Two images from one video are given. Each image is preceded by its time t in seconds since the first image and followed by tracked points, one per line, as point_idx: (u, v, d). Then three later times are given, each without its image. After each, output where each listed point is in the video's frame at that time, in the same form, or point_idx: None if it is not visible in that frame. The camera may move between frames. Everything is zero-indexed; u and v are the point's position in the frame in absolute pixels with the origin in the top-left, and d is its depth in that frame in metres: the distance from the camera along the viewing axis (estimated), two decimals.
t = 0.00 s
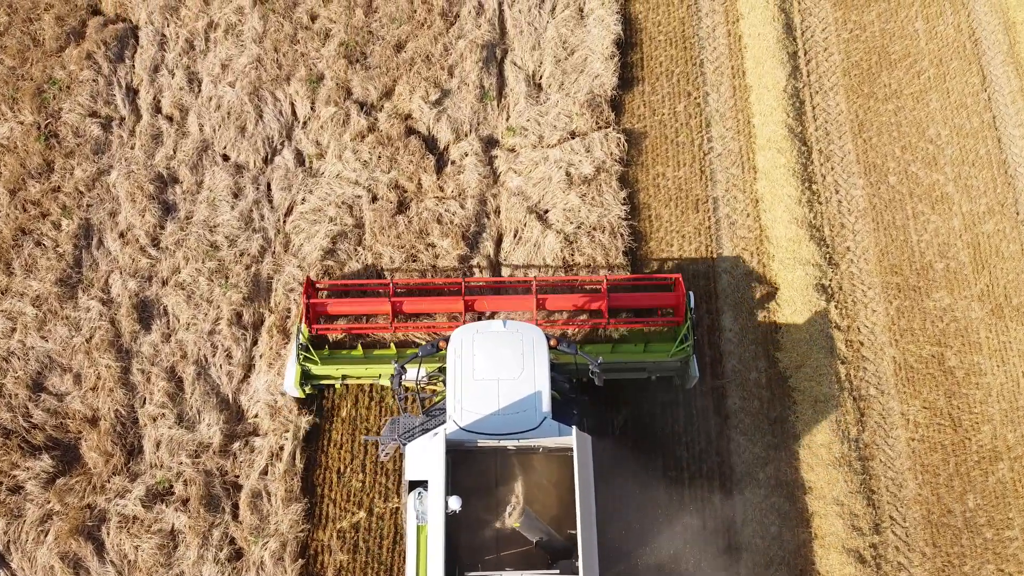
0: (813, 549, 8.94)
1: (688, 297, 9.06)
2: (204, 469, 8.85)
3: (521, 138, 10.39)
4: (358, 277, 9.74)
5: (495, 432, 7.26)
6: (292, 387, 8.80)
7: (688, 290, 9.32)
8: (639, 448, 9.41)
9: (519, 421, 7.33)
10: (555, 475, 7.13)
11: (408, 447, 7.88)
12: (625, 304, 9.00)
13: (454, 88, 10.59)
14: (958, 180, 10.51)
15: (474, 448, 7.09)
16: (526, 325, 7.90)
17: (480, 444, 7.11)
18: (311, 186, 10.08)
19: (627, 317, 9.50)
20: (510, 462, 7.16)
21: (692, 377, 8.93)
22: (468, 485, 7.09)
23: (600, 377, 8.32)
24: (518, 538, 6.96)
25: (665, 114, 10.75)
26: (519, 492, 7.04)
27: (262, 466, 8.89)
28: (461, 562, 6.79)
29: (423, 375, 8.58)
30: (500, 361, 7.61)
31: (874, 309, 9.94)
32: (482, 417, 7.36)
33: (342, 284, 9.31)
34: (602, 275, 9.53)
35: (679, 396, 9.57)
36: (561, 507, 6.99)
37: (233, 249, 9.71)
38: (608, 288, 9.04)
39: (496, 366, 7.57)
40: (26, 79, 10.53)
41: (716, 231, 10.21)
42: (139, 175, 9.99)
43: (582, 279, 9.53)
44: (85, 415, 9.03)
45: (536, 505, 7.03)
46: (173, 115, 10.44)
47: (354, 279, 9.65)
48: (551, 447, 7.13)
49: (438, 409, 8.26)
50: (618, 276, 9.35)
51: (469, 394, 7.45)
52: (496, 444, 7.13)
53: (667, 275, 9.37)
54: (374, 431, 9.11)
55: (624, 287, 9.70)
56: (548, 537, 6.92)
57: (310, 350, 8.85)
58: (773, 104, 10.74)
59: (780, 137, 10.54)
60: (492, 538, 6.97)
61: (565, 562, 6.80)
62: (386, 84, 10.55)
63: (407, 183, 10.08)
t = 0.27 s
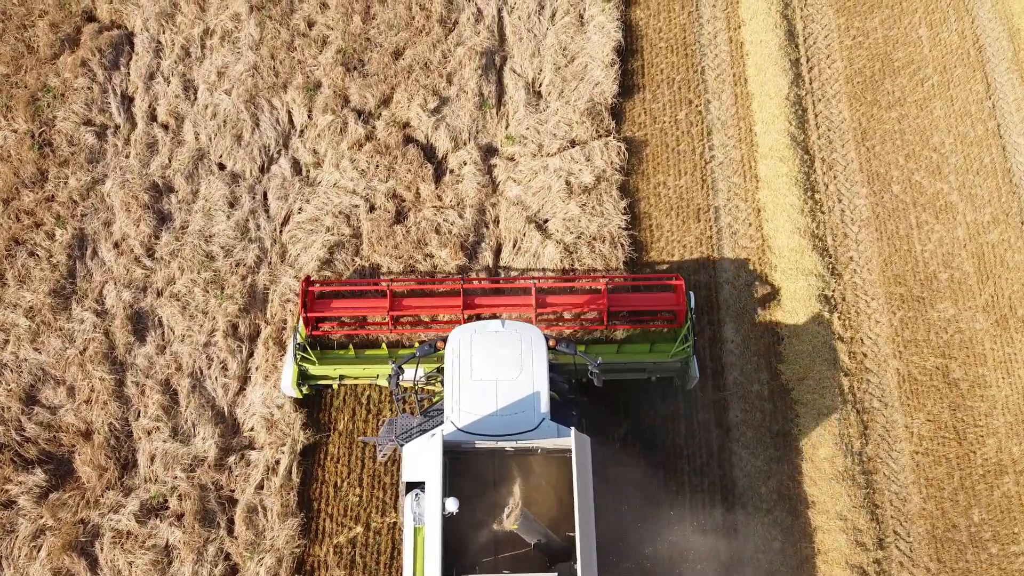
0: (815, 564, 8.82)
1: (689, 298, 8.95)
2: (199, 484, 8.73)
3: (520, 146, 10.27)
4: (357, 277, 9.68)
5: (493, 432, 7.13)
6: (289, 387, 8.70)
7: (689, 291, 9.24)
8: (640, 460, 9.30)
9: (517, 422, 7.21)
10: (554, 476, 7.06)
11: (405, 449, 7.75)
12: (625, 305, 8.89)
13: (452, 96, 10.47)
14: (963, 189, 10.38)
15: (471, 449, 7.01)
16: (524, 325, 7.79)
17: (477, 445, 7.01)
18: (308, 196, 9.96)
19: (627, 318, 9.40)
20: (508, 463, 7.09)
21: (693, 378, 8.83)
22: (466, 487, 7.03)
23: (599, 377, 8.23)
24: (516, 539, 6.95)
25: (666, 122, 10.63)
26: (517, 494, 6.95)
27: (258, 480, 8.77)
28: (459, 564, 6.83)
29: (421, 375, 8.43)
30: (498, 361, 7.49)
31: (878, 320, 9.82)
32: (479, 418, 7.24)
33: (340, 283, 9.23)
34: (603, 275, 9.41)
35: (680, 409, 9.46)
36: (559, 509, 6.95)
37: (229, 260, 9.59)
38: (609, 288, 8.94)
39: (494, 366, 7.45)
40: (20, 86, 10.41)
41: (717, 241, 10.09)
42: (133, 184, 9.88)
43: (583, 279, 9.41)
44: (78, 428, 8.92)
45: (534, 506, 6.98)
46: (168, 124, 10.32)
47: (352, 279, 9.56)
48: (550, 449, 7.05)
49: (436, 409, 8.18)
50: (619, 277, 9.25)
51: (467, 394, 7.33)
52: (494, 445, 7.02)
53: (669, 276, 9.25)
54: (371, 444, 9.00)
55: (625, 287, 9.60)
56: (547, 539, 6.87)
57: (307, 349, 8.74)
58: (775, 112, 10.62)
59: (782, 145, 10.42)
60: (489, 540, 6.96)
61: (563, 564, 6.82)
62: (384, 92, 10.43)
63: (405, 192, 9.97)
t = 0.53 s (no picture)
0: None
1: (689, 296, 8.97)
2: (194, 498, 8.61)
3: (519, 155, 10.15)
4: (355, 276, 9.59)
5: (490, 433, 7.02)
6: (286, 387, 8.66)
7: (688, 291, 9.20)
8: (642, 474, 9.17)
9: (515, 423, 7.11)
10: (552, 477, 6.98)
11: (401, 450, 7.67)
12: (625, 303, 8.89)
13: (451, 103, 10.35)
14: (967, 198, 10.26)
15: (468, 449, 6.97)
16: (522, 324, 7.67)
17: (475, 445, 6.98)
18: (305, 205, 9.84)
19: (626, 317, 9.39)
20: (506, 464, 7.04)
21: (692, 378, 8.80)
22: (463, 488, 6.95)
23: (599, 377, 8.09)
24: (514, 541, 6.79)
25: (667, 130, 10.51)
26: (515, 495, 6.85)
27: (253, 495, 8.66)
28: (456, 566, 6.71)
29: (418, 375, 8.42)
30: (495, 360, 7.38)
31: (882, 331, 9.70)
32: (477, 418, 7.13)
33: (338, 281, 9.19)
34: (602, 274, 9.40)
35: (681, 421, 9.35)
36: (558, 510, 6.84)
37: (224, 270, 9.48)
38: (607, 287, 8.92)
39: (491, 366, 7.33)
40: (13, 94, 10.30)
41: (718, 250, 9.98)
42: (128, 193, 9.75)
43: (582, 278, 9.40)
44: (71, 442, 8.80)
45: (532, 508, 6.86)
46: (163, 131, 10.20)
47: (349, 277, 9.49)
48: (548, 449, 7.03)
49: (433, 409, 8.19)
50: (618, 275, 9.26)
51: (464, 394, 7.21)
52: (492, 446, 7.00)
53: (668, 274, 9.26)
54: (368, 458, 8.87)
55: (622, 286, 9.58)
56: (545, 540, 6.73)
57: (304, 349, 8.72)
58: (777, 119, 10.49)
59: (784, 154, 10.29)
60: (486, 542, 6.82)
61: (562, 566, 6.69)
62: (382, 99, 10.31)
63: (403, 202, 9.85)
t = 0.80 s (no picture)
0: None
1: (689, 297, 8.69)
2: (187, 513, 8.49)
3: (517, 163, 10.04)
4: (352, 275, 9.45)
5: (487, 433, 6.92)
6: (281, 387, 8.57)
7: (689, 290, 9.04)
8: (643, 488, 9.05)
9: (512, 423, 7.01)
10: (550, 478, 6.84)
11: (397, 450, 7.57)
12: (624, 305, 8.64)
13: (448, 111, 10.22)
14: (971, 207, 10.13)
15: (465, 451, 6.83)
16: (520, 324, 7.57)
17: (472, 447, 6.82)
18: (300, 214, 9.72)
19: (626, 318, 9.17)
20: (503, 465, 6.89)
21: (692, 378, 8.69)
22: (459, 488, 6.78)
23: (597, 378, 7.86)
24: (511, 544, 6.63)
25: (667, 138, 10.39)
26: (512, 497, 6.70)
27: (248, 509, 8.53)
28: (451, 569, 6.53)
29: (415, 375, 8.30)
30: (493, 359, 7.28)
31: (885, 342, 9.57)
32: (474, 419, 7.03)
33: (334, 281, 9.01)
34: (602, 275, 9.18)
35: (682, 434, 9.23)
36: (556, 512, 6.69)
37: (219, 281, 9.36)
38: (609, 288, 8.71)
39: (489, 365, 7.23)
40: (6, 101, 10.19)
41: (719, 260, 9.86)
42: (121, 202, 9.63)
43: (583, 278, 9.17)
44: (63, 455, 8.68)
45: (529, 510, 6.71)
46: (157, 139, 10.08)
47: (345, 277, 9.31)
48: (546, 450, 6.90)
49: (431, 409, 7.97)
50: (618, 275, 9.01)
51: (461, 394, 7.12)
52: (489, 447, 6.86)
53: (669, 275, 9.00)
54: (365, 472, 8.74)
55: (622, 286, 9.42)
56: (543, 543, 6.60)
57: (300, 349, 8.56)
58: (779, 127, 10.37)
59: (786, 162, 10.16)
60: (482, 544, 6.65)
61: (560, 569, 6.55)
62: (379, 107, 10.19)
63: (400, 211, 9.73)
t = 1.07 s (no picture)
0: None
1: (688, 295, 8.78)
2: (181, 528, 8.36)
3: (516, 171, 9.91)
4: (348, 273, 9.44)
5: (485, 433, 6.82)
6: (277, 387, 8.48)
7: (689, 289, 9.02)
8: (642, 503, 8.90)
9: (510, 424, 6.89)
10: (548, 479, 6.75)
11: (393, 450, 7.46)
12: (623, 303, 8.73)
13: (446, 118, 10.10)
14: (976, 215, 9.99)
15: (462, 451, 6.73)
16: (518, 322, 7.45)
17: (469, 447, 6.74)
18: (296, 223, 9.59)
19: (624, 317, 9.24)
20: (500, 465, 6.78)
21: (692, 377, 8.59)
22: (456, 488, 6.67)
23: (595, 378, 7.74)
24: (508, 546, 6.53)
25: (668, 145, 10.25)
26: (509, 497, 6.63)
27: (242, 524, 8.41)
28: (447, 570, 6.41)
29: (412, 374, 8.21)
30: (490, 358, 7.16)
31: (888, 352, 9.45)
32: (471, 418, 6.92)
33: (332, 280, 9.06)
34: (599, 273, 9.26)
35: (683, 446, 9.09)
36: (554, 513, 6.60)
37: (213, 291, 9.24)
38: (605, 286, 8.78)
39: (486, 364, 7.11)
40: None
41: (720, 270, 9.74)
42: (114, 211, 9.50)
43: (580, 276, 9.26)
44: (55, 469, 8.56)
45: (526, 511, 6.62)
46: (151, 147, 9.95)
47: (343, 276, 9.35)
48: (544, 450, 6.80)
49: (428, 409, 7.84)
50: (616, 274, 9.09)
51: (458, 394, 6.99)
52: (486, 447, 6.76)
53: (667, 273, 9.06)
54: (361, 485, 8.61)
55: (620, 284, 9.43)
56: (540, 544, 6.53)
57: (296, 348, 8.56)
58: (781, 135, 10.23)
59: (789, 170, 10.03)
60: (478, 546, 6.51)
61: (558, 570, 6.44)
62: (376, 114, 10.06)
63: (397, 220, 9.60)
